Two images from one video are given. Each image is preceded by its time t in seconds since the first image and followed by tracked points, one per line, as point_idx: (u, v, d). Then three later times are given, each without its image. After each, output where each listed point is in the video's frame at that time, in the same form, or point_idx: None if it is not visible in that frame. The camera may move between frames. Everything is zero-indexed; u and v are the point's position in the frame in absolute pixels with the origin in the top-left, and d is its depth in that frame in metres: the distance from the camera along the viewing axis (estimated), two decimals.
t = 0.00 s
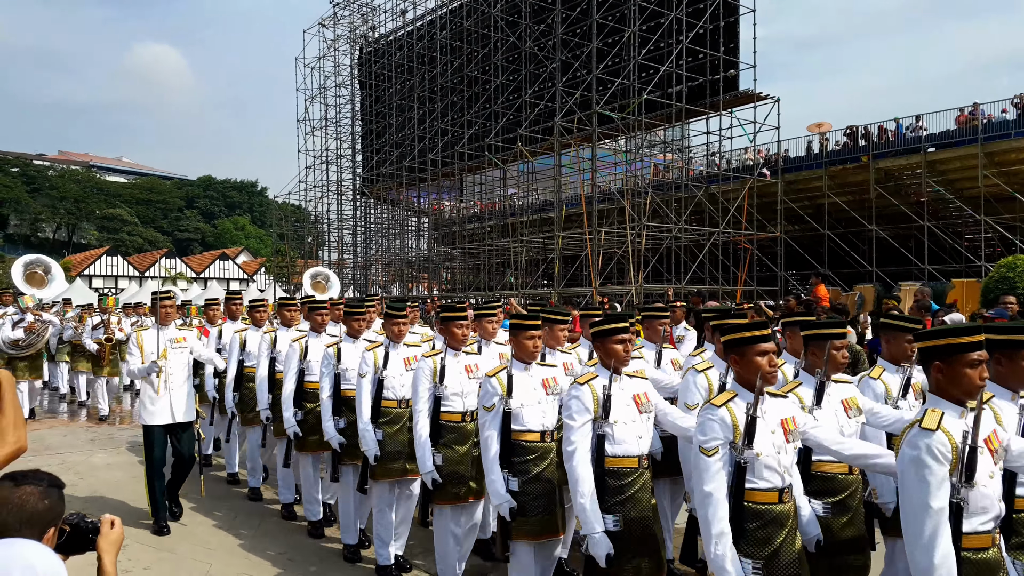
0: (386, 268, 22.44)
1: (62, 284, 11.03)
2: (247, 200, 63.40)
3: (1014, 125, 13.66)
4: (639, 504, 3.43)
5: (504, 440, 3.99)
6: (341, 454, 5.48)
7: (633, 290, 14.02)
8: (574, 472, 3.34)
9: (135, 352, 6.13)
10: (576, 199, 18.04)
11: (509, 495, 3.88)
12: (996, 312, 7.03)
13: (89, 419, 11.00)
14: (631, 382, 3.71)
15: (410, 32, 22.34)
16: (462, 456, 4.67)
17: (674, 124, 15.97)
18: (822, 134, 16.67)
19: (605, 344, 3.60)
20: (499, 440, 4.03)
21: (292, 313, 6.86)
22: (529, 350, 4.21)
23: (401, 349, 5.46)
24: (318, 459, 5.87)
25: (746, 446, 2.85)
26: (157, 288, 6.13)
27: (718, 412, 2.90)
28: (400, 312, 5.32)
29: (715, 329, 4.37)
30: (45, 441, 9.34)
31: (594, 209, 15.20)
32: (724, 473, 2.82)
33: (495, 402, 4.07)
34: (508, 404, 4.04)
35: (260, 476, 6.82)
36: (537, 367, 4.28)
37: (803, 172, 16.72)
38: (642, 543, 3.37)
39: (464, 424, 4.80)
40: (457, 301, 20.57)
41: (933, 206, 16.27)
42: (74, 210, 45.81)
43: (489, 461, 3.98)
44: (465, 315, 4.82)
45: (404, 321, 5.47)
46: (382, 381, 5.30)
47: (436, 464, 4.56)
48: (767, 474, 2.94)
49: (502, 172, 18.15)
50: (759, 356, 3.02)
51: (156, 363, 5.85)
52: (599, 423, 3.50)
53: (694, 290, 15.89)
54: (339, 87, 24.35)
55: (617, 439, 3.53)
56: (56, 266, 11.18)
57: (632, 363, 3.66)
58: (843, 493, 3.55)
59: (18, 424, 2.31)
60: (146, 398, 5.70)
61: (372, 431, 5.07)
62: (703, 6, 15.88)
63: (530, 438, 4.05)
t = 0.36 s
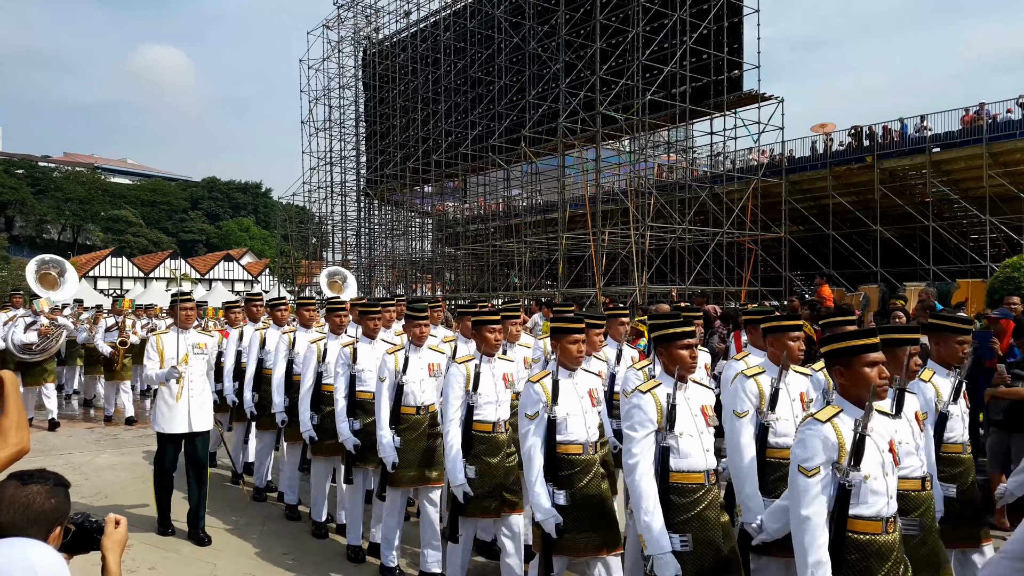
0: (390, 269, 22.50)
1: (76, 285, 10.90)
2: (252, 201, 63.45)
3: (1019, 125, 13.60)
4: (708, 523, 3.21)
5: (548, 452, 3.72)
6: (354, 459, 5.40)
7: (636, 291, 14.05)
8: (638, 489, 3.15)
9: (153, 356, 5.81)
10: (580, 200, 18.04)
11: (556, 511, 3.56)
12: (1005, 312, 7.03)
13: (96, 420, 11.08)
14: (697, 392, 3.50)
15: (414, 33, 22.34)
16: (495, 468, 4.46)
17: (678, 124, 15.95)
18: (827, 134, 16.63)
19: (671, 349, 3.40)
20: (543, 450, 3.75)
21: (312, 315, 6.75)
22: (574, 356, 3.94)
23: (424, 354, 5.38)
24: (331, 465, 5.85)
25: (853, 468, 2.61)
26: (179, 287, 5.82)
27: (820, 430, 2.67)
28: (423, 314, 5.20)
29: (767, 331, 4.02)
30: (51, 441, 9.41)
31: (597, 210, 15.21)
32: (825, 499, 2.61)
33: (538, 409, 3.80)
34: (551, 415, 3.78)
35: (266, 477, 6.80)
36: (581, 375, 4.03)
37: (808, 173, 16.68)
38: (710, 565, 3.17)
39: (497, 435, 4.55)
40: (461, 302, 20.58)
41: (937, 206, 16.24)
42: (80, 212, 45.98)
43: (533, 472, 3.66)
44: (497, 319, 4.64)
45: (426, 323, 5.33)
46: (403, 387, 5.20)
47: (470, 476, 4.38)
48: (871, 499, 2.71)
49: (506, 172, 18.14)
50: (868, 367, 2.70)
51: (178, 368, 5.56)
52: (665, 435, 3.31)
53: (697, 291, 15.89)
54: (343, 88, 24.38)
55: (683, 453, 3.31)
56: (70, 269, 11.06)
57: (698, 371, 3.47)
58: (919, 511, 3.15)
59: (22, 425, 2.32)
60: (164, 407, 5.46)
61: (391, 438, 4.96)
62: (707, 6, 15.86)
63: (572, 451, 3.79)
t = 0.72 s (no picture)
0: (394, 269, 22.54)
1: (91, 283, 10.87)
2: (257, 201, 63.52)
3: None
4: (782, 543, 2.96)
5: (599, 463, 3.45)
6: (371, 462, 5.18)
7: (641, 292, 14.03)
8: (708, 507, 2.82)
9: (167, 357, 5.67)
10: (584, 201, 18.03)
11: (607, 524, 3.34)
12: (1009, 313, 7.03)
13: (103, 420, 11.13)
14: (772, 398, 3.11)
15: (419, 33, 22.35)
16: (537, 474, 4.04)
17: (683, 124, 15.92)
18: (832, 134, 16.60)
19: (745, 355, 3.05)
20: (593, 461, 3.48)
21: (325, 316, 6.75)
22: (628, 359, 3.67)
23: (451, 356, 5.05)
24: (350, 468, 5.71)
25: (979, 481, 2.27)
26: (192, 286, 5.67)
27: (938, 438, 2.35)
28: (453, 314, 4.87)
29: (819, 332, 3.92)
30: (57, 441, 9.46)
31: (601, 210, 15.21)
32: (948, 516, 2.30)
33: (587, 417, 3.54)
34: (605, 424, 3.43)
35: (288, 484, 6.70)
36: (632, 379, 3.72)
37: (813, 173, 16.64)
38: None
39: (537, 441, 4.19)
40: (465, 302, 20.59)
41: (943, 206, 16.19)
42: (85, 212, 46.10)
43: (581, 484, 3.41)
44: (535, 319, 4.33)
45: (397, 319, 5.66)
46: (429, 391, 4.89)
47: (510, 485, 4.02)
48: (999, 516, 2.38)
49: (510, 173, 18.15)
50: (989, 368, 2.40)
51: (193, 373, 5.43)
52: (736, 449, 2.97)
53: (702, 291, 15.86)
54: (348, 89, 24.41)
55: (757, 468, 2.98)
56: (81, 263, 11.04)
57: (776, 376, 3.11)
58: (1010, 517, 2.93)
59: (28, 426, 2.33)
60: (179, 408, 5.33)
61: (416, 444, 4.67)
62: (711, 6, 15.84)
63: (627, 460, 3.52)
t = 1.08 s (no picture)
0: (398, 269, 22.57)
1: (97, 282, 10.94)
2: (261, 201, 63.55)
3: None
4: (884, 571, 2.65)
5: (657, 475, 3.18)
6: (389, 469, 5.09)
7: (644, 292, 14.03)
8: (802, 531, 2.51)
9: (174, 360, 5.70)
10: (588, 200, 18.02)
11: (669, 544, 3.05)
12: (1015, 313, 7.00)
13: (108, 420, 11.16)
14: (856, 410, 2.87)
15: (422, 33, 22.34)
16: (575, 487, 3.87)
17: (687, 124, 15.90)
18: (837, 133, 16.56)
19: (828, 360, 2.81)
20: (649, 474, 3.19)
21: (332, 316, 6.70)
22: (680, 366, 3.34)
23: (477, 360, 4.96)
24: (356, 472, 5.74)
25: None
26: (198, 288, 5.70)
27: None
28: (478, 316, 4.74)
29: (877, 337, 3.50)
30: (62, 440, 9.49)
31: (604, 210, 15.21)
32: None
33: (641, 428, 3.27)
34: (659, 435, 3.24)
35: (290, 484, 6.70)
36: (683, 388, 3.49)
37: (817, 172, 16.61)
38: None
39: (574, 451, 3.98)
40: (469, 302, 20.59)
41: (948, 206, 16.17)
42: (91, 212, 46.22)
43: (638, 499, 3.12)
44: (569, 323, 4.22)
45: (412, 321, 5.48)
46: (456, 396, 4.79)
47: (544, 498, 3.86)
48: None
49: (514, 173, 18.15)
50: None
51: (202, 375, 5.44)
52: (831, 464, 2.68)
53: (706, 291, 15.84)
54: (352, 89, 24.43)
55: (850, 485, 2.70)
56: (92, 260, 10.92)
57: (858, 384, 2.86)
58: None
59: (34, 427, 2.34)
60: (186, 412, 5.34)
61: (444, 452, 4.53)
62: (715, 5, 15.80)
63: (684, 475, 3.23)
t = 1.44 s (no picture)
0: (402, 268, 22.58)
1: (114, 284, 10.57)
2: (266, 200, 63.61)
3: None
4: None
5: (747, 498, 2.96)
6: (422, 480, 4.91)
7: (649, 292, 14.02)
8: (948, 568, 2.33)
9: (195, 362, 5.67)
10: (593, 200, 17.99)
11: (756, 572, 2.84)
12: None
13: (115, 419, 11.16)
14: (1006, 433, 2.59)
15: (427, 33, 22.33)
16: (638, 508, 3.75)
17: (692, 123, 15.87)
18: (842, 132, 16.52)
19: (971, 375, 2.57)
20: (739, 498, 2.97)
21: (351, 318, 6.62)
22: (778, 379, 3.03)
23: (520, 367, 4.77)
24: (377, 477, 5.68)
25: None
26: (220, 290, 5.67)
27: None
28: (520, 320, 4.63)
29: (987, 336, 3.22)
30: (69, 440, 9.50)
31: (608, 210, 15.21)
32: None
33: (731, 446, 3.01)
34: (750, 454, 2.99)
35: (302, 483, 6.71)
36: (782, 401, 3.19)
37: (823, 172, 16.57)
38: None
39: (636, 468, 3.85)
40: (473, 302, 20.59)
41: (953, 205, 16.13)
42: (95, 211, 46.35)
43: (727, 522, 2.92)
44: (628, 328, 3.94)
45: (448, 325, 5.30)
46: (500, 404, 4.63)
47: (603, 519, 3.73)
48: None
49: (519, 172, 18.13)
50: None
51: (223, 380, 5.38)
52: (979, 494, 2.44)
53: (710, 291, 15.82)
54: (356, 88, 24.46)
55: (1002, 518, 2.44)
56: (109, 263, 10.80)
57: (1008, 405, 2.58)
58: None
59: (43, 427, 2.33)
60: (206, 417, 5.29)
61: (489, 466, 4.41)
62: (720, 4, 15.75)
63: (779, 500, 3.01)
